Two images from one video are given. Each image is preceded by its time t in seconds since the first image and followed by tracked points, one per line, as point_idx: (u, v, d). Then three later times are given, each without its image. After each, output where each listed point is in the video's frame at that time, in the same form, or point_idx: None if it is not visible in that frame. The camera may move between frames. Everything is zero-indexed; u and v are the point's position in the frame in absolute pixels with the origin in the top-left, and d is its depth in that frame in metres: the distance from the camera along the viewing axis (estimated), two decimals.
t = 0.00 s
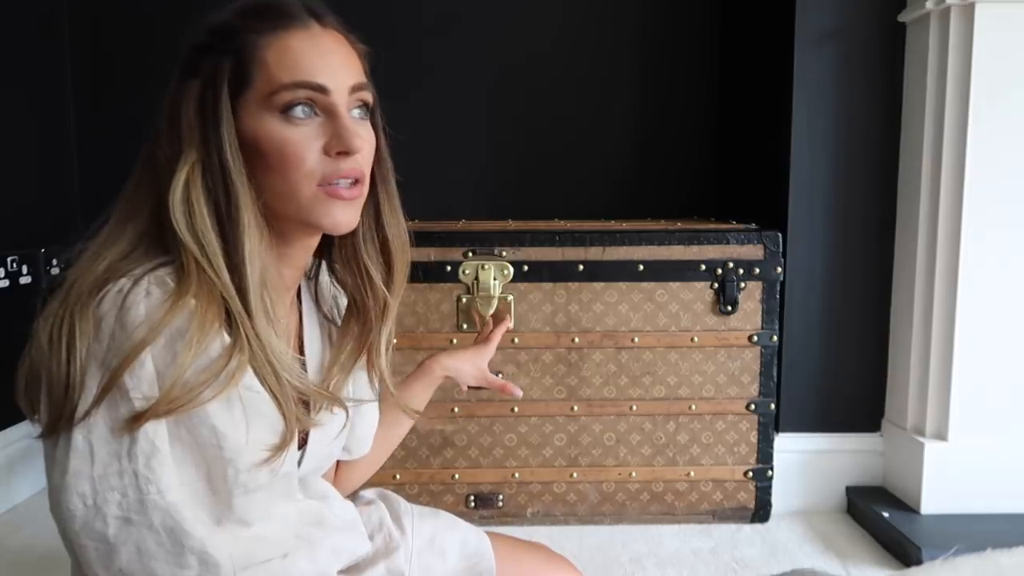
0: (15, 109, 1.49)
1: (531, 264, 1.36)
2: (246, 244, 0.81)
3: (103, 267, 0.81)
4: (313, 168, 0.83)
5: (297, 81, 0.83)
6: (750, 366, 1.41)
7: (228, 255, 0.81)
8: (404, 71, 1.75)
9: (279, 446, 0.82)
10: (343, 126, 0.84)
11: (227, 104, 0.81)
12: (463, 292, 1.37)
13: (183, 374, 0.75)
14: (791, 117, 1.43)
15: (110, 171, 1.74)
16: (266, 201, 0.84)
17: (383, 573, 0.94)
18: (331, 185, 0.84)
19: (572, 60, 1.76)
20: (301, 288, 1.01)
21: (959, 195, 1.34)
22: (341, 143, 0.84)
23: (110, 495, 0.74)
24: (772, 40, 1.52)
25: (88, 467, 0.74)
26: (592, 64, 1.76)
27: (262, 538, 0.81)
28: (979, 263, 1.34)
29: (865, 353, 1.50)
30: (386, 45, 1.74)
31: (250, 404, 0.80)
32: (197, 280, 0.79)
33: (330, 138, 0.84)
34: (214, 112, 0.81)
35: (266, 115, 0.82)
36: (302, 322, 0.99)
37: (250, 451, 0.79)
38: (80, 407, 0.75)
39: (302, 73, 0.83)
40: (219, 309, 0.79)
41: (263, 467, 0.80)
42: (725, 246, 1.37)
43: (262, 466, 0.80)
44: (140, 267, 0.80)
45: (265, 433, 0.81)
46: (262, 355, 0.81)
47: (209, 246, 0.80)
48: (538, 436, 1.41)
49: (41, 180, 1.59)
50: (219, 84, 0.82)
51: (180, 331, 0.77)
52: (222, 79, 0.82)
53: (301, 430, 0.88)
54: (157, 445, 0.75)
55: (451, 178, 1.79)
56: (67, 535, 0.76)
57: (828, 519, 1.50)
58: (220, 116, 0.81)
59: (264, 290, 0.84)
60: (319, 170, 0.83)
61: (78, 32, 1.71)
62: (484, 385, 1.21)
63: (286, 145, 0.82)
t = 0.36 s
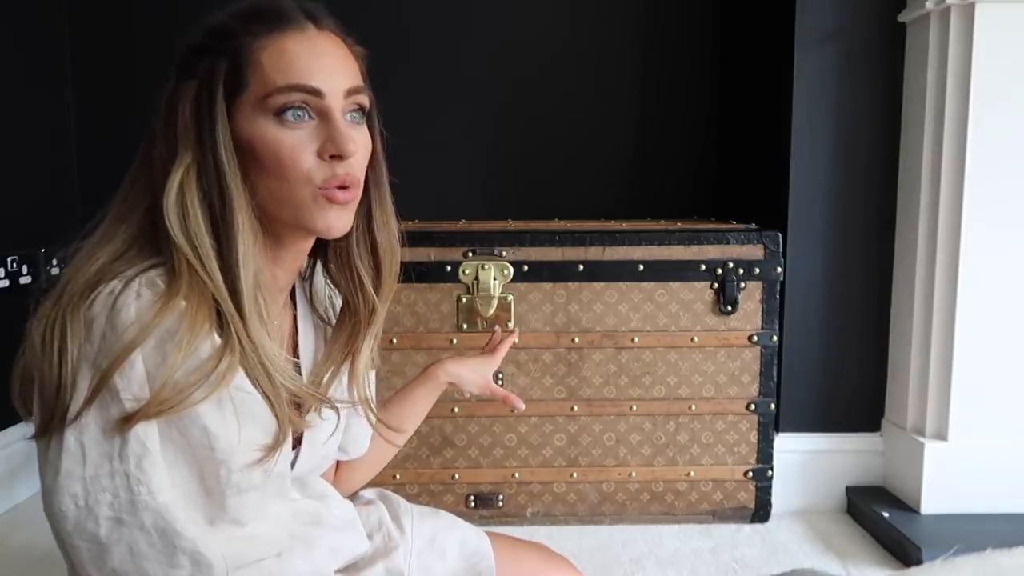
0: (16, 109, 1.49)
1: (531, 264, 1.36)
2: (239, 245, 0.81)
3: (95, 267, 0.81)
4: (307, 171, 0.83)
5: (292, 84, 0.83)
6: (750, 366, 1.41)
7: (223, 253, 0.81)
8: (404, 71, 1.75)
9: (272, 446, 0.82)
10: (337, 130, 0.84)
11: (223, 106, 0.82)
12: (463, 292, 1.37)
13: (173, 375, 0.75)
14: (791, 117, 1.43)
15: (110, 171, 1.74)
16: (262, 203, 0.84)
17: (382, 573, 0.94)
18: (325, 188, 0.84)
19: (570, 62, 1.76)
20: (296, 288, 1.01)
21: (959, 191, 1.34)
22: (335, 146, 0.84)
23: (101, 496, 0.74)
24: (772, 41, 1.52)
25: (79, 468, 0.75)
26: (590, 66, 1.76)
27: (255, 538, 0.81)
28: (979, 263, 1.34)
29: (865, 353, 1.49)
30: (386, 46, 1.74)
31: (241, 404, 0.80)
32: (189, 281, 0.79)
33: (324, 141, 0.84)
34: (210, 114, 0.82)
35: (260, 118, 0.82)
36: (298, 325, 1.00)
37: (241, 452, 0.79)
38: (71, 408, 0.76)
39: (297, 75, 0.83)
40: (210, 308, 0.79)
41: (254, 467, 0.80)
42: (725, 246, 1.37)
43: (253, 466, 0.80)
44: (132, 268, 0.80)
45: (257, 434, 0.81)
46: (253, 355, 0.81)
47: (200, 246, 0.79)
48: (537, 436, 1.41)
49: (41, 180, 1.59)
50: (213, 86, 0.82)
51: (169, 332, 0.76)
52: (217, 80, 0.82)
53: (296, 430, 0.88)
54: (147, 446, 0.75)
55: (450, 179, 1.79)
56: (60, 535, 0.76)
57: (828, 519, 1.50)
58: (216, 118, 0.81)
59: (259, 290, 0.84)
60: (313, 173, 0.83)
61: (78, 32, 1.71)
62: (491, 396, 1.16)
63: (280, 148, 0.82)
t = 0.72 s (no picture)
0: (16, 109, 1.48)
1: (531, 264, 1.36)
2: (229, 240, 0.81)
3: (92, 267, 0.81)
4: (291, 165, 0.82)
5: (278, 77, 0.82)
6: (750, 366, 1.41)
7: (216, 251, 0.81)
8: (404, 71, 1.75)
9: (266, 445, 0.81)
10: (322, 123, 0.83)
11: (213, 105, 0.82)
12: (463, 292, 1.37)
13: (165, 375, 0.75)
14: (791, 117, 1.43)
15: (110, 171, 1.74)
16: (252, 199, 0.84)
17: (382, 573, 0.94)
18: (309, 183, 0.83)
19: (566, 60, 1.76)
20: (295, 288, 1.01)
21: (960, 190, 1.34)
22: (320, 139, 0.83)
23: (95, 497, 0.75)
24: (773, 39, 1.52)
25: (74, 468, 0.75)
26: (586, 64, 1.76)
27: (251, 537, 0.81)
28: (978, 263, 1.34)
29: (864, 353, 1.49)
30: (385, 46, 1.74)
31: (233, 402, 0.79)
32: (178, 278, 0.78)
33: (308, 135, 0.83)
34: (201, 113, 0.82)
35: (246, 113, 0.82)
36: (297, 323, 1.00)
37: (233, 452, 0.78)
38: (65, 407, 0.76)
39: (283, 69, 0.83)
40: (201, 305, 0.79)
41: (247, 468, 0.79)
42: (725, 246, 1.37)
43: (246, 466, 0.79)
44: (128, 268, 0.80)
45: (250, 433, 0.81)
46: (245, 352, 0.80)
47: (193, 241, 0.79)
48: (537, 436, 1.41)
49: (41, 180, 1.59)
50: (203, 85, 0.83)
51: (162, 331, 0.76)
52: (208, 79, 0.83)
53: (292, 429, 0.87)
54: (140, 445, 0.75)
55: (450, 179, 1.79)
56: (57, 535, 0.77)
57: (828, 519, 1.50)
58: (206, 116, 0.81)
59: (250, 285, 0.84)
60: (297, 167, 0.83)
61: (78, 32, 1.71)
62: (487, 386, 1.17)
63: (264, 141, 0.82)
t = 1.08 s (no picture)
0: (15, 108, 1.49)
1: (531, 264, 1.36)
2: (224, 248, 0.81)
3: (96, 265, 0.81)
4: (283, 169, 0.82)
5: (272, 81, 0.83)
6: (750, 366, 1.41)
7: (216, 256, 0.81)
8: (404, 71, 1.75)
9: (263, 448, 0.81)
10: (314, 126, 0.83)
11: (215, 110, 0.84)
12: (463, 292, 1.37)
13: (160, 375, 0.75)
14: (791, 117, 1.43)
15: (110, 170, 1.74)
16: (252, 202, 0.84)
17: None
18: (300, 186, 0.82)
19: (564, 60, 1.76)
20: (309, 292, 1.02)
21: (959, 189, 1.34)
22: (311, 143, 0.82)
23: (91, 493, 0.74)
24: (773, 39, 1.52)
25: (73, 463, 0.75)
26: (583, 64, 1.76)
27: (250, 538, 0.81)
28: (978, 262, 1.34)
29: (864, 354, 1.50)
30: (385, 45, 1.74)
31: (226, 404, 0.78)
32: (178, 280, 0.79)
33: (299, 138, 0.82)
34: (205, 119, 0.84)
35: (243, 116, 0.83)
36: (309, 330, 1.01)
37: (227, 455, 0.78)
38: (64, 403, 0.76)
39: (279, 71, 0.83)
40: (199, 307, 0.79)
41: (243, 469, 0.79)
42: (725, 246, 1.37)
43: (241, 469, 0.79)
44: (131, 266, 0.81)
45: (246, 436, 0.80)
46: (243, 355, 0.80)
47: (193, 242, 0.80)
48: (538, 436, 1.41)
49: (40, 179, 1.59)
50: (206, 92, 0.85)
51: (157, 329, 0.76)
52: (212, 84, 0.85)
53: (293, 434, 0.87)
54: (135, 443, 0.74)
55: (448, 179, 1.79)
56: (55, 530, 0.77)
57: (828, 519, 1.50)
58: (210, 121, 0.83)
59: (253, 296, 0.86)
60: (288, 171, 0.82)
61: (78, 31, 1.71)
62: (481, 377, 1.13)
63: (258, 145, 0.82)
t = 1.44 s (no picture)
0: (15, 108, 1.49)
1: (531, 264, 1.36)
2: (241, 254, 0.81)
3: (105, 265, 0.81)
4: (302, 176, 0.82)
5: (294, 88, 0.83)
6: (750, 366, 1.41)
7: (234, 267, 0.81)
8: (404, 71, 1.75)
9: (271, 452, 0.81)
10: (334, 135, 0.83)
11: (236, 113, 0.84)
12: (463, 292, 1.37)
13: (170, 376, 0.74)
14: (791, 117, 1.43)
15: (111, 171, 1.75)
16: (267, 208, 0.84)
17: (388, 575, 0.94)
18: (322, 197, 0.83)
19: (572, 63, 1.76)
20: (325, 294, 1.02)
21: (959, 190, 1.34)
22: (331, 153, 0.82)
23: (97, 492, 0.75)
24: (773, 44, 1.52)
25: (79, 463, 0.75)
26: (585, 65, 1.76)
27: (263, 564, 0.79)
28: (978, 262, 1.34)
29: (865, 354, 1.50)
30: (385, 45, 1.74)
31: (234, 407, 0.78)
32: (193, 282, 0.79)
33: (321, 148, 0.83)
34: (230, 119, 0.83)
35: (265, 123, 0.83)
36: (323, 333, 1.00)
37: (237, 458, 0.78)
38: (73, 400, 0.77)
39: (302, 79, 0.83)
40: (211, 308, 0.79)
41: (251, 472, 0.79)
42: (725, 246, 1.37)
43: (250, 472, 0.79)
44: (141, 265, 0.80)
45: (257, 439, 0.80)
46: (255, 361, 0.80)
47: (207, 246, 0.80)
48: (537, 436, 1.41)
49: (40, 179, 1.59)
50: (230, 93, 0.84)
51: (164, 331, 0.75)
52: (235, 85, 0.84)
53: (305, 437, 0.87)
54: (143, 444, 0.75)
55: (450, 178, 1.79)
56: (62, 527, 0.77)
57: (827, 519, 1.50)
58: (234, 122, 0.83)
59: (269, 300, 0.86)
60: (306, 179, 0.82)
61: (78, 31, 1.71)
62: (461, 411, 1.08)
63: (278, 150, 0.82)
